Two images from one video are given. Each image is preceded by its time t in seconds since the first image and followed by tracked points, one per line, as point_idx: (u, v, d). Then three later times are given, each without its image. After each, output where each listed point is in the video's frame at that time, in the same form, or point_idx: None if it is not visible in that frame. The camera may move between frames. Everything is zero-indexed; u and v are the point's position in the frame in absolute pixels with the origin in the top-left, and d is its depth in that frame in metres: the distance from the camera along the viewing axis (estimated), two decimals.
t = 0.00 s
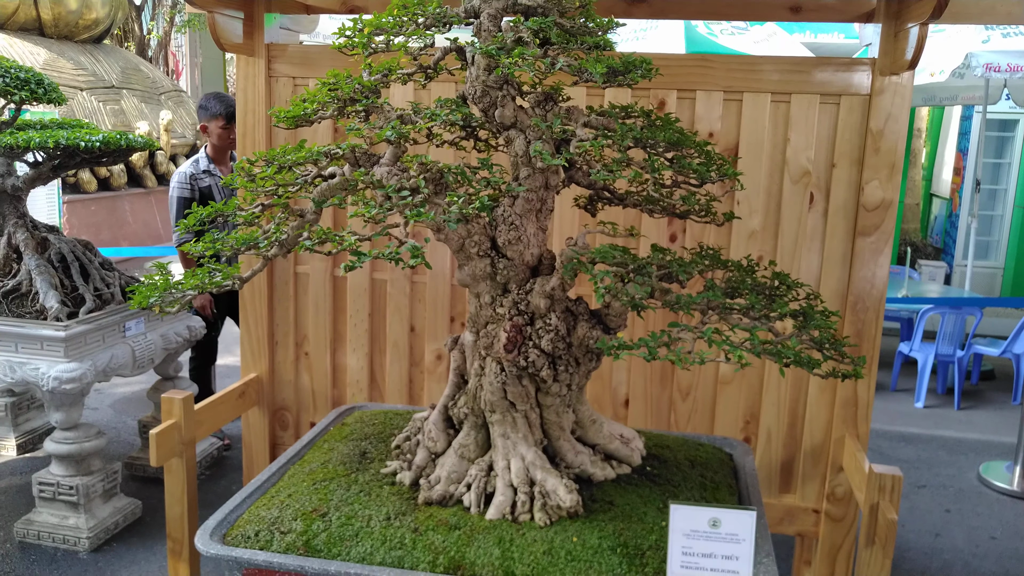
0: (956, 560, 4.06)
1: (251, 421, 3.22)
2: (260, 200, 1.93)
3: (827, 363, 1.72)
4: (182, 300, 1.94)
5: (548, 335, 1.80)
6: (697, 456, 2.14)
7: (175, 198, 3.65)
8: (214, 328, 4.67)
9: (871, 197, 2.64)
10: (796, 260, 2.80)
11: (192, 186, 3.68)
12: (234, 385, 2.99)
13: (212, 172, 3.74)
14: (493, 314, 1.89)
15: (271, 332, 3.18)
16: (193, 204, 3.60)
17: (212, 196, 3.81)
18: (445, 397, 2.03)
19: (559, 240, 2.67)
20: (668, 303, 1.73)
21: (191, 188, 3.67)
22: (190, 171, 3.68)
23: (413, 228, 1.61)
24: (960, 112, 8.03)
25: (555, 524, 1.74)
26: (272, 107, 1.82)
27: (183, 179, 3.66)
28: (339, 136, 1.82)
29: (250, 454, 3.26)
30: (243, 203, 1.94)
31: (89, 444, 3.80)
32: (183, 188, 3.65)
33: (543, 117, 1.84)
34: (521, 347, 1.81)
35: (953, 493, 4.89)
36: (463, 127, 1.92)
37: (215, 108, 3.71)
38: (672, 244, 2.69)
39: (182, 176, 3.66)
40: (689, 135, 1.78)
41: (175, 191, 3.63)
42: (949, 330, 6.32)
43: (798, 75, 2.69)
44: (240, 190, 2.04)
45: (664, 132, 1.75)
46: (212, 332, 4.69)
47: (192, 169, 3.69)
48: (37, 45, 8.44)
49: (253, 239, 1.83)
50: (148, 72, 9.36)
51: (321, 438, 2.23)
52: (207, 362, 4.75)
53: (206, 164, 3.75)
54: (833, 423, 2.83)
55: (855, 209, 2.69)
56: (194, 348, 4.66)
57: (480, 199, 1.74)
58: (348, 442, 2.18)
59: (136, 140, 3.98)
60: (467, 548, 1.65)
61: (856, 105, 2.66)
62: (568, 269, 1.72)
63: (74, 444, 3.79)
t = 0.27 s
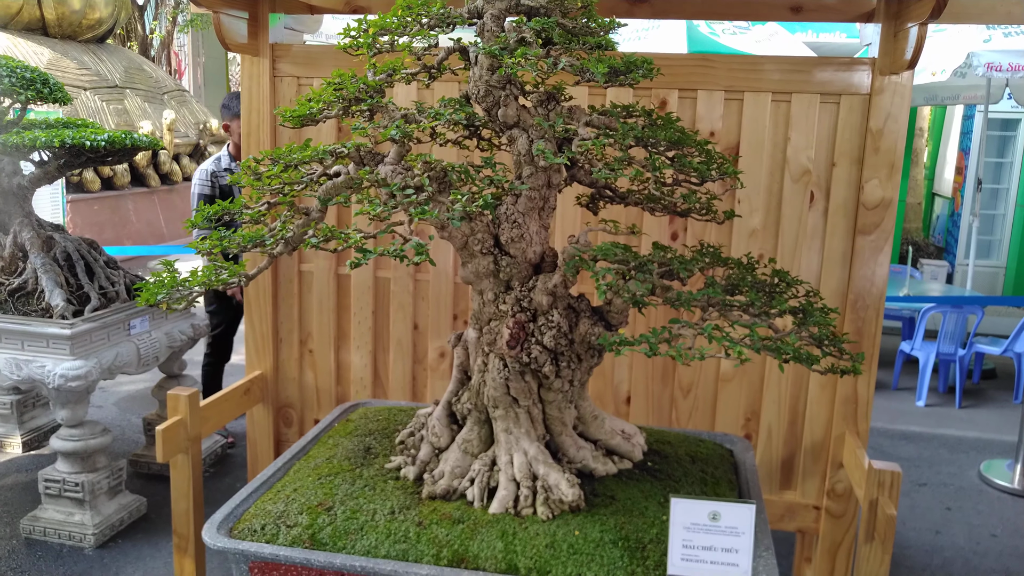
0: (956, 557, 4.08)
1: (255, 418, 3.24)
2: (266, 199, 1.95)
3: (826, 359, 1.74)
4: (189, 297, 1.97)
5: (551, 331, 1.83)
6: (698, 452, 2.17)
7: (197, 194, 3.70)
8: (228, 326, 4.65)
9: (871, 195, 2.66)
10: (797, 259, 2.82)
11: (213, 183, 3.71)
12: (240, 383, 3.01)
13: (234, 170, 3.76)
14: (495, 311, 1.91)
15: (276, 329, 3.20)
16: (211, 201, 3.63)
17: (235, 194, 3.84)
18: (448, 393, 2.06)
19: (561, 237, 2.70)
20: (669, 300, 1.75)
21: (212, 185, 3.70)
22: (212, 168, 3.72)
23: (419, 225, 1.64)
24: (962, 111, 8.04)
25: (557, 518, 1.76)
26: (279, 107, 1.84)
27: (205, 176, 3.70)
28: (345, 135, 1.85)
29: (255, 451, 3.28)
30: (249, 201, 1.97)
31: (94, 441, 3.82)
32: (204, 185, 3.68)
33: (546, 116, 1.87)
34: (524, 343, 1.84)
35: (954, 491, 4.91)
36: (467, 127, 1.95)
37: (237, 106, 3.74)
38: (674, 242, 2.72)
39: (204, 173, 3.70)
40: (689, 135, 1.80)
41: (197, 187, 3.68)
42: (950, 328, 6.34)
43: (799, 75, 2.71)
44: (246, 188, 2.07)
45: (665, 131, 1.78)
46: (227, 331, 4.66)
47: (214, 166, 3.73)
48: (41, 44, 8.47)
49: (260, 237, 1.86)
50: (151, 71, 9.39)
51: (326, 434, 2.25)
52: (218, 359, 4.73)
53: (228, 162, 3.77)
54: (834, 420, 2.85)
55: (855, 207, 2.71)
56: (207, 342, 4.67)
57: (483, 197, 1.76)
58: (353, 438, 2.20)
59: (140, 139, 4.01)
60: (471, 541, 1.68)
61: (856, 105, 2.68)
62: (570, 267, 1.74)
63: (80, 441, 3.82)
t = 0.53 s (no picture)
0: (957, 554, 4.09)
1: (259, 416, 3.26)
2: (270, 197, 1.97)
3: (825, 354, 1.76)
4: (194, 295, 1.99)
5: (552, 327, 1.85)
6: (698, 447, 2.18)
7: (219, 191, 3.73)
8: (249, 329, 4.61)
9: (871, 194, 2.68)
10: (797, 257, 2.84)
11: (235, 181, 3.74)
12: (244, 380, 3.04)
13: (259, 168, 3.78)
14: (496, 308, 1.93)
15: (279, 327, 3.23)
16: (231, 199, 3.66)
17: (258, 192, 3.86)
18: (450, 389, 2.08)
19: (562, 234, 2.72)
20: (668, 297, 1.77)
21: (234, 183, 3.73)
22: (236, 165, 3.75)
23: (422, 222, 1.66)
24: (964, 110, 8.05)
25: (558, 512, 1.78)
26: (283, 106, 1.86)
27: (228, 174, 3.73)
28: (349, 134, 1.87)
29: (258, 449, 3.30)
30: (254, 199, 1.99)
31: (99, 439, 3.85)
32: (226, 182, 3.71)
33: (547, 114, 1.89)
34: (525, 339, 1.86)
35: (955, 489, 4.92)
36: (469, 126, 1.97)
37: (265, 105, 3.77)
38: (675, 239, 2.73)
39: (226, 170, 3.73)
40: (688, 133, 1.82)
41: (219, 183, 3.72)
42: (952, 327, 6.35)
43: (798, 74, 2.73)
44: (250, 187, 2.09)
45: (665, 129, 1.80)
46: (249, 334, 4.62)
47: (237, 164, 3.76)
48: (45, 45, 8.51)
49: (265, 235, 1.88)
50: (154, 72, 9.43)
51: (329, 430, 2.27)
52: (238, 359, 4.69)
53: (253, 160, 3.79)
54: (834, 417, 2.87)
55: (854, 205, 2.73)
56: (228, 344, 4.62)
57: (485, 196, 1.78)
58: (356, 434, 2.22)
59: (144, 139, 4.03)
60: (473, 535, 1.70)
61: (855, 103, 2.70)
62: (570, 263, 1.77)
63: (85, 439, 3.85)
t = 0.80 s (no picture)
0: (958, 553, 4.10)
1: (262, 413, 3.28)
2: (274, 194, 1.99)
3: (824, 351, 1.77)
4: (198, 291, 2.00)
5: (553, 324, 1.86)
6: (698, 444, 2.19)
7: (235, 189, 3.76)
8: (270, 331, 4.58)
9: (872, 192, 2.69)
10: (797, 255, 2.85)
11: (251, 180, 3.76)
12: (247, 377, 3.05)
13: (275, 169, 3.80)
14: (498, 305, 1.94)
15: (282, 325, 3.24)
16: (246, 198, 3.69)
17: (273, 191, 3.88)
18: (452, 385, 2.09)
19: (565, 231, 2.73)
20: (668, 294, 1.78)
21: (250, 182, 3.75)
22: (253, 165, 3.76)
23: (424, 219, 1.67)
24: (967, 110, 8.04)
25: (559, 507, 1.80)
26: (287, 104, 1.87)
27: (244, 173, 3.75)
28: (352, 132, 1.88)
29: (261, 446, 3.32)
30: (257, 196, 2.00)
31: (103, 436, 3.87)
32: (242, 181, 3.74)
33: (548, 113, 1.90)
34: (526, 336, 1.87)
35: (956, 488, 4.92)
36: (470, 124, 1.98)
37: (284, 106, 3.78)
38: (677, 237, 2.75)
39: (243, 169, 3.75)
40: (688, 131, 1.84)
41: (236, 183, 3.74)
42: (954, 327, 6.35)
43: (799, 73, 2.74)
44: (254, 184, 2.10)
45: (665, 127, 1.81)
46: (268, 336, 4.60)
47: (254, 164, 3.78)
48: (49, 44, 8.53)
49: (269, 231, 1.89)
50: (157, 71, 9.45)
51: (331, 427, 2.28)
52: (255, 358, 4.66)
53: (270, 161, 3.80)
54: (835, 415, 2.87)
55: (855, 204, 2.74)
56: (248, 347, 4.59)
57: (486, 193, 1.79)
58: (358, 430, 2.24)
59: (148, 137, 4.05)
60: (474, 530, 1.71)
61: (856, 102, 2.71)
62: (571, 260, 1.78)
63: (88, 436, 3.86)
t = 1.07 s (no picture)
0: (960, 552, 4.10)
1: (266, 411, 3.29)
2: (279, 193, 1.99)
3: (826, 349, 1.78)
4: (203, 289, 2.01)
5: (556, 322, 1.87)
6: (701, 443, 2.20)
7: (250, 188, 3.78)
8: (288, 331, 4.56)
9: (874, 192, 2.69)
10: (799, 254, 2.85)
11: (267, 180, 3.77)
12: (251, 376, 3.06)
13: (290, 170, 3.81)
14: (501, 303, 1.95)
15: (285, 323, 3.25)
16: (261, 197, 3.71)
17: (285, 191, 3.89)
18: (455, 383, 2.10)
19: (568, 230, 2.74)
20: (670, 292, 1.79)
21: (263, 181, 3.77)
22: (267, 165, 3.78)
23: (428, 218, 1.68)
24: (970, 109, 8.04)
25: (562, 505, 1.81)
26: (292, 102, 1.88)
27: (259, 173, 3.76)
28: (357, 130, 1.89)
29: (265, 444, 3.33)
30: (262, 195, 2.01)
31: (107, 434, 3.88)
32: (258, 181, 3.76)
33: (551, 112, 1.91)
34: (529, 334, 1.88)
35: (959, 487, 4.93)
36: (474, 123, 1.99)
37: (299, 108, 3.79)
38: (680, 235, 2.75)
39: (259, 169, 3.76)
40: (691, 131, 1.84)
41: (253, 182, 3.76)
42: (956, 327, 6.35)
43: (802, 72, 2.74)
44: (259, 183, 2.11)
45: (668, 127, 1.82)
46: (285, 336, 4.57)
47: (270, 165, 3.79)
48: (52, 43, 8.55)
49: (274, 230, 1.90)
50: (160, 70, 9.47)
51: (335, 425, 2.30)
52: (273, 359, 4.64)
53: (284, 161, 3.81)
54: (837, 414, 2.88)
55: (857, 203, 2.75)
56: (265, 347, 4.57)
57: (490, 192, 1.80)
58: (362, 428, 2.25)
59: (152, 136, 4.06)
60: (478, 527, 1.72)
61: (858, 102, 2.71)
62: (574, 259, 1.79)
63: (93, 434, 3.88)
